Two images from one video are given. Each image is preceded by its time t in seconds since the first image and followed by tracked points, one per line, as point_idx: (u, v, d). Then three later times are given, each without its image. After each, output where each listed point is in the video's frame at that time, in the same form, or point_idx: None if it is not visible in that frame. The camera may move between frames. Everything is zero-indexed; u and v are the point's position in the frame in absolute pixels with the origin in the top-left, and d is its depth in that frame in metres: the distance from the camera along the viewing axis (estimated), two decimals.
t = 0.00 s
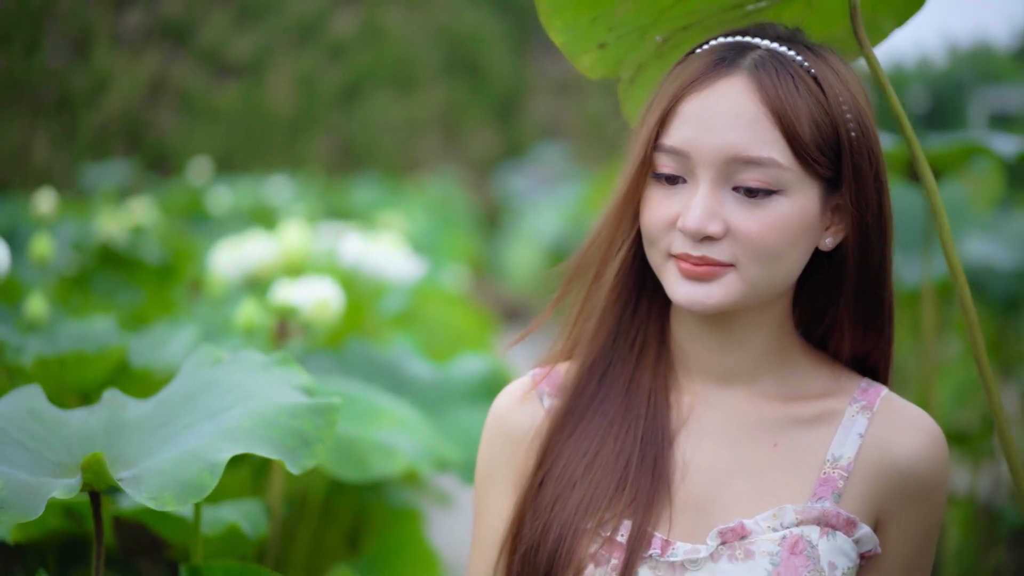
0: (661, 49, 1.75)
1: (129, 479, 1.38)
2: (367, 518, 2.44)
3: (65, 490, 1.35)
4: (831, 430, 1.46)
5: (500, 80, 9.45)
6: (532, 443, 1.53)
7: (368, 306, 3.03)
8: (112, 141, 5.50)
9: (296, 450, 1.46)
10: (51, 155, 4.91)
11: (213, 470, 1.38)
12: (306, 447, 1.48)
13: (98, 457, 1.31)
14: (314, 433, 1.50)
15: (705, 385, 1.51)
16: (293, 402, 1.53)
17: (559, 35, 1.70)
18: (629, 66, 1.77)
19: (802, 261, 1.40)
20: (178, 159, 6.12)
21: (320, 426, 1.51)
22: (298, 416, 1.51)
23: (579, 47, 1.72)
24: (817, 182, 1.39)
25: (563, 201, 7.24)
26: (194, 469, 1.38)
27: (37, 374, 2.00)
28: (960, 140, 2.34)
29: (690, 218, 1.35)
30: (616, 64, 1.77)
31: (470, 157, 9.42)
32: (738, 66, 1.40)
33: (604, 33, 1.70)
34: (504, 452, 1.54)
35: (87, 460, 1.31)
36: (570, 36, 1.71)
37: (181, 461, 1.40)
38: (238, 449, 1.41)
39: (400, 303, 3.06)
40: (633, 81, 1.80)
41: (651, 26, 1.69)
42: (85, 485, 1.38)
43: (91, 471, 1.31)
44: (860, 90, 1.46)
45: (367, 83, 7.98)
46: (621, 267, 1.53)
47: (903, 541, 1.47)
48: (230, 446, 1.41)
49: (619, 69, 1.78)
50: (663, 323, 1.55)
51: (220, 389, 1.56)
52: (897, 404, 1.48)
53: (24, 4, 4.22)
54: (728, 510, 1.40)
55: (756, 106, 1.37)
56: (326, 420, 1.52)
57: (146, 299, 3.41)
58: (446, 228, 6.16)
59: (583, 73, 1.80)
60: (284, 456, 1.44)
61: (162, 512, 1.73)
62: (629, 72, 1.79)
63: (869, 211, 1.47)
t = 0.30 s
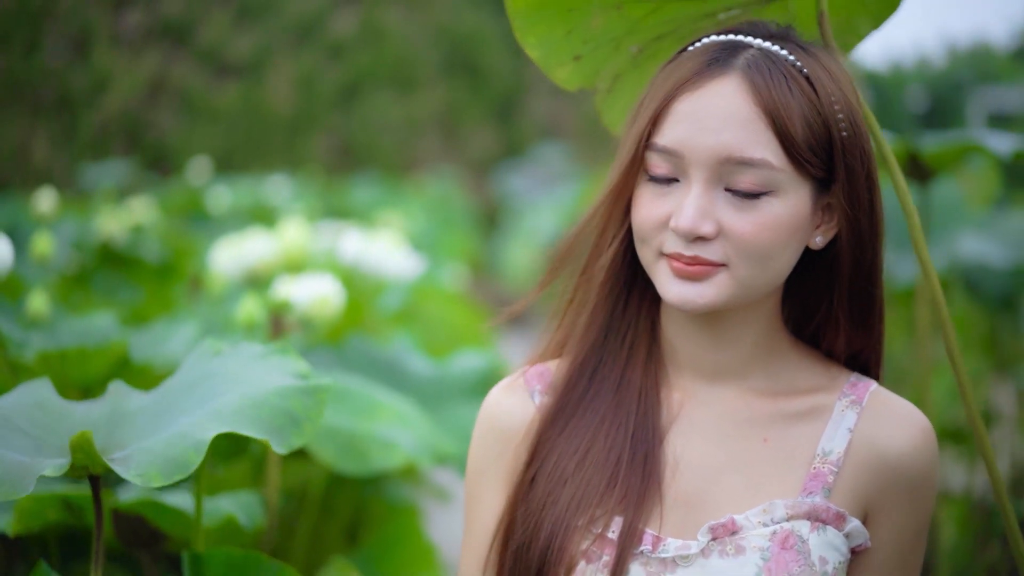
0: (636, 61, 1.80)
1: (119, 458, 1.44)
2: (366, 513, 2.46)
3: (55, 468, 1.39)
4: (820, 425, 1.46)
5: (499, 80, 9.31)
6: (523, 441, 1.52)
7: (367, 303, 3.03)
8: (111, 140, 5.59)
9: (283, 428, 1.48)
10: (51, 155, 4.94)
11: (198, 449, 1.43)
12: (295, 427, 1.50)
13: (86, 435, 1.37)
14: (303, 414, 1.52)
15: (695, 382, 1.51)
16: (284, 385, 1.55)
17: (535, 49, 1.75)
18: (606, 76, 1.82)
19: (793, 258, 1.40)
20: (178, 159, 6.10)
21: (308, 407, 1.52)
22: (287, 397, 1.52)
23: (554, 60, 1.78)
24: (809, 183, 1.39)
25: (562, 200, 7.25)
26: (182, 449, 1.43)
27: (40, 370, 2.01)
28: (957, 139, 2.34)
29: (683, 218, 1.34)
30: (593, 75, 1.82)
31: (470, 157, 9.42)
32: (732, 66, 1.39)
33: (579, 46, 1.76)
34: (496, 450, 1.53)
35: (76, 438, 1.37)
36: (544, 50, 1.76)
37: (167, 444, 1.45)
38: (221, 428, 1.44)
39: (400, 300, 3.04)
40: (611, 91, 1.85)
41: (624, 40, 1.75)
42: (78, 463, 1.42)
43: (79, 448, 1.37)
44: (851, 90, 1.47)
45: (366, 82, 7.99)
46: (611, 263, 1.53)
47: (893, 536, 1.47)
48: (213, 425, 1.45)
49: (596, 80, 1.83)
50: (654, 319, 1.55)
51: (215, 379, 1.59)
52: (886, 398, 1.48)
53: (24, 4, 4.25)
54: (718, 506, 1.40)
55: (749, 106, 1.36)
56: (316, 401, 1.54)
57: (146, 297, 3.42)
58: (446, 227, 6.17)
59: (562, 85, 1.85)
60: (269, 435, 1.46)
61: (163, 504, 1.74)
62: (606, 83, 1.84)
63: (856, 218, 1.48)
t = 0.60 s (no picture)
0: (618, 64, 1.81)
1: (134, 436, 1.45)
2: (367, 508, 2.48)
3: (73, 440, 1.44)
4: (807, 421, 1.47)
5: (500, 80, 9.36)
6: (511, 440, 1.53)
7: (367, 301, 3.06)
8: (111, 141, 5.61)
9: (292, 406, 1.51)
10: (51, 155, 4.98)
11: (209, 423, 1.47)
12: (303, 406, 1.54)
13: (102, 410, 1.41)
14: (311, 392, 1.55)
15: (682, 378, 1.52)
16: (290, 368, 1.59)
17: (516, 57, 1.79)
18: (588, 82, 1.84)
19: (779, 258, 1.41)
20: (178, 159, 6.24)
21: (316, 384, 1.57)
22: (295, 376, 1.57)
23: (537, 67, 1.81)
24: (795, 182, 1.40)
25: (561, 200, 7.27)
26: (192, 424, 1.47)
27: (45, 367, 2.02)
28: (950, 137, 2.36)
29: (671, 218, 1.35)
30: (575, 81, 1.84)
31: (471, 157, 9.42)
32: (719, 66, 1.40)
33: (560, 53, 1.78)
34: (483, 449, 1.54)
35: (92, 413, 1.41)
36: (527, 58, 1.79)
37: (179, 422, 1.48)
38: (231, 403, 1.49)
39: (398, 296, 3.06)
40: (594, 97, 1.87)
41: (606, 46, 1.77)
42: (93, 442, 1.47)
43: (95, 422, 1.40)
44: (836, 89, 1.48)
45: (365, 83, 8.02)
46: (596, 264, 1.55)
47: (883, 530, 1.47)
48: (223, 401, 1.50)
49: (580, 85, 1.85)
50: (640, 319, 1.56)
51: (221, 369, 1.63)
52: (872, 392, 1.49)
53: (24, 4, 4.26)
54: (706, 502, 1.41)
55: (737, 106, 1.37)
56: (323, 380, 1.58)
57: (147, 295, 3.45)
58: (446, 227, 6.20)
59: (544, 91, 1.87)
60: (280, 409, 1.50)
61: (164, 497, 1.77)
62: (589, 87, 1.86)
63: (842, 221, 1.49)
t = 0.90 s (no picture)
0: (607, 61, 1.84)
1: (162, 416, 1.52)
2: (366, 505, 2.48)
3: (103, 418, 1.50)
4: (790, 417, 1.47)
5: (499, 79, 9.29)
6: (496, 437, 1.55)
7: (366, 298, 3.08)
8: (110, 141, 5.76)
9: (311, 394, 1.58)
10: (50, 155, 5.07)
11: (234, 406, 1.54)
12: (317, 397, 1.60)
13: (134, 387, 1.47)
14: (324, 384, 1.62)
15: (667, 375, 1.53)
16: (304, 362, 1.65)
17: (506, 53, 1.82)
18: (575, 79, 1.88)
19: (764, 256, 1.42)
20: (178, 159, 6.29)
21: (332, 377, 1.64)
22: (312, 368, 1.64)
23: (527, 63, 1.84)
24: (779, 181, 1.42)
25: (560, 200, 7.28)
26: (218, 406, 1.54)
27: (50, 362, 2.07)
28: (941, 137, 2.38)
29: (657, 218, 1.37)
30: (563, 78, 1.87)
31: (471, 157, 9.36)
32: (704, 66, 1.41)
33: (550, 49, 1.82)
34: (469, 446, 1.56)
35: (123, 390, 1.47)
36: (517, 54, 1.83)
37: (206, 405, 1.56)
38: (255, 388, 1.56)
39: (397, 294, 3.07)
40: (582, 92, 1.90)
41: (594, 43, 1.80)
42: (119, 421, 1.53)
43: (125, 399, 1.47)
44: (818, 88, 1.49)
45: (365, 82, 8.03)
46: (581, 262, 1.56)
47: (869, 526, 1.46)
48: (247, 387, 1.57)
49: (567, 81, 1.88)
50: (624, 317, 1.58)
51: (234, 364, 1.70)
52: (856, 388, 1.48)
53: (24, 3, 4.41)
54: (689, 496, 1.42)
55: (723, 106, 1.38)
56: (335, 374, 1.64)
57: (148, 292, 3.47)
58: (445, 226, 6.21)
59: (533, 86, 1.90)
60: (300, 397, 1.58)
61: (164, 486, 1.80)
62: (576, 83, 1.89)
63: (830, 218, 1.51)
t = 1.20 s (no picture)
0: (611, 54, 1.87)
1: (187, 404, 1.56)
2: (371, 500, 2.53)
3: (129, 403, 1.53)
4: (781, 408, 1.44)
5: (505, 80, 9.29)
6: (487, 431, 1.53)
7: (371, 294, 3.11)
8: (117, 140, 6.08)
9: (328, 393, 1.62)
10: (58, 156, 5.53)
11: (256, 402, 1.58)
12: (334, 395, 1.64)
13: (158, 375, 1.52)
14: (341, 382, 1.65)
15: (660, 368, 1.51)
16: (325, 359, 1.69)
17: (513, 49, 1.86)
18: (580, 70, 1.91)
19: (757, 250, 1.41)
20: (184, 158, 6.52)
21: (349, 377, 1.67)
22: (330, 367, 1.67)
23: (535, 59, 1.88)
24: (772, 175, 1.41)
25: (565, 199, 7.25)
26: (240, 402, 1.58)
27: (60, 357, 2.11)
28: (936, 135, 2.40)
29: (650, 216, 1.35)
30: (569, 70, 1.90)
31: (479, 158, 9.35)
32: (695, 62, 1.39)
33: (555, 43, 1.84)
34: (460, 442, 1.55)
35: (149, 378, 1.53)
36: (523, 49, 1.86)
37: (228, 396, 1.60)
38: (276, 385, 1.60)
39: (401, 291, 3.08)
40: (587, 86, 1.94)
41: (599, 37, 1.83)
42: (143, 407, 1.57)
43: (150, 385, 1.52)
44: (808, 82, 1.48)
45: (372, 83, 8.05)
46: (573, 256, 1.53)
47: (860, 519, 1.42)
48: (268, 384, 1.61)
49: (571, 73, 1.91)
50: (616, 312, 1.56)
51: (254, 356, 1.76)
52: (847, 379, 1.45)
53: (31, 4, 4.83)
54: (677, 486, 1.39)
55: (715, 102, 1.37)
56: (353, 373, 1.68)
57: (154, 291, 3.50)
58: (451, 225, 6.21)
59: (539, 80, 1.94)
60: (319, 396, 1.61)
61: (177, 478, 1.84)
62: (580, 76, 1.92)
63: (823, 210, 1.50)
